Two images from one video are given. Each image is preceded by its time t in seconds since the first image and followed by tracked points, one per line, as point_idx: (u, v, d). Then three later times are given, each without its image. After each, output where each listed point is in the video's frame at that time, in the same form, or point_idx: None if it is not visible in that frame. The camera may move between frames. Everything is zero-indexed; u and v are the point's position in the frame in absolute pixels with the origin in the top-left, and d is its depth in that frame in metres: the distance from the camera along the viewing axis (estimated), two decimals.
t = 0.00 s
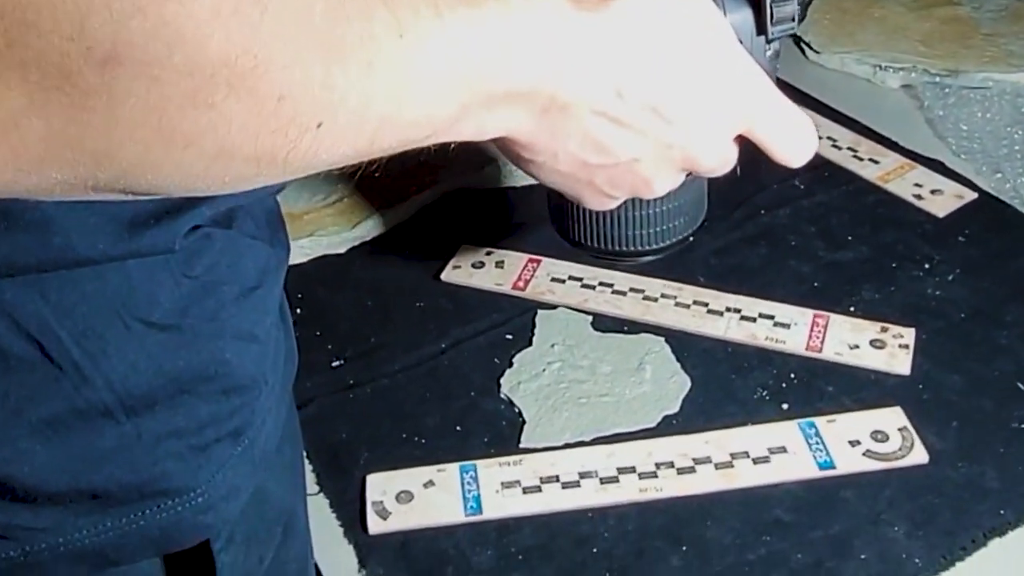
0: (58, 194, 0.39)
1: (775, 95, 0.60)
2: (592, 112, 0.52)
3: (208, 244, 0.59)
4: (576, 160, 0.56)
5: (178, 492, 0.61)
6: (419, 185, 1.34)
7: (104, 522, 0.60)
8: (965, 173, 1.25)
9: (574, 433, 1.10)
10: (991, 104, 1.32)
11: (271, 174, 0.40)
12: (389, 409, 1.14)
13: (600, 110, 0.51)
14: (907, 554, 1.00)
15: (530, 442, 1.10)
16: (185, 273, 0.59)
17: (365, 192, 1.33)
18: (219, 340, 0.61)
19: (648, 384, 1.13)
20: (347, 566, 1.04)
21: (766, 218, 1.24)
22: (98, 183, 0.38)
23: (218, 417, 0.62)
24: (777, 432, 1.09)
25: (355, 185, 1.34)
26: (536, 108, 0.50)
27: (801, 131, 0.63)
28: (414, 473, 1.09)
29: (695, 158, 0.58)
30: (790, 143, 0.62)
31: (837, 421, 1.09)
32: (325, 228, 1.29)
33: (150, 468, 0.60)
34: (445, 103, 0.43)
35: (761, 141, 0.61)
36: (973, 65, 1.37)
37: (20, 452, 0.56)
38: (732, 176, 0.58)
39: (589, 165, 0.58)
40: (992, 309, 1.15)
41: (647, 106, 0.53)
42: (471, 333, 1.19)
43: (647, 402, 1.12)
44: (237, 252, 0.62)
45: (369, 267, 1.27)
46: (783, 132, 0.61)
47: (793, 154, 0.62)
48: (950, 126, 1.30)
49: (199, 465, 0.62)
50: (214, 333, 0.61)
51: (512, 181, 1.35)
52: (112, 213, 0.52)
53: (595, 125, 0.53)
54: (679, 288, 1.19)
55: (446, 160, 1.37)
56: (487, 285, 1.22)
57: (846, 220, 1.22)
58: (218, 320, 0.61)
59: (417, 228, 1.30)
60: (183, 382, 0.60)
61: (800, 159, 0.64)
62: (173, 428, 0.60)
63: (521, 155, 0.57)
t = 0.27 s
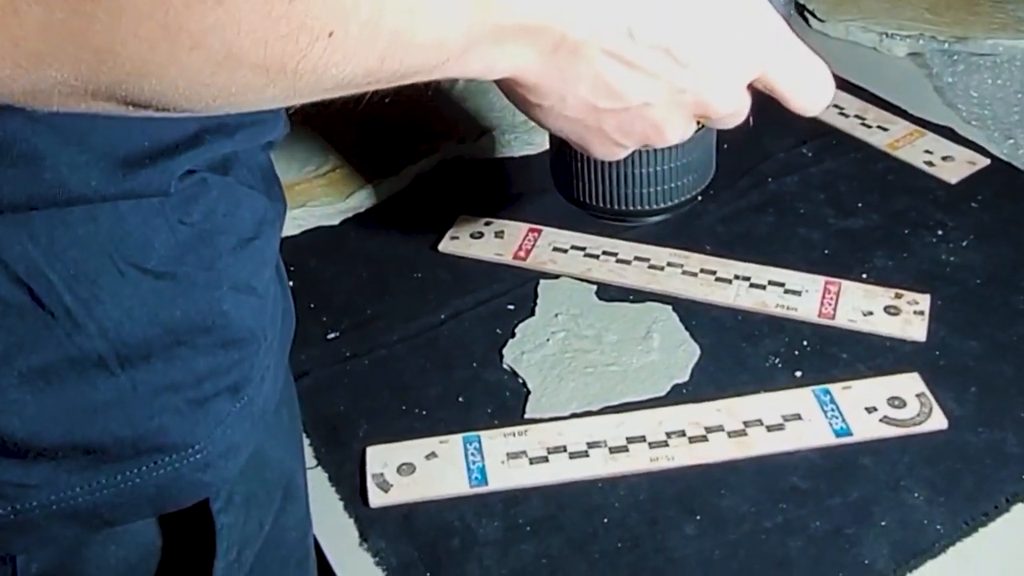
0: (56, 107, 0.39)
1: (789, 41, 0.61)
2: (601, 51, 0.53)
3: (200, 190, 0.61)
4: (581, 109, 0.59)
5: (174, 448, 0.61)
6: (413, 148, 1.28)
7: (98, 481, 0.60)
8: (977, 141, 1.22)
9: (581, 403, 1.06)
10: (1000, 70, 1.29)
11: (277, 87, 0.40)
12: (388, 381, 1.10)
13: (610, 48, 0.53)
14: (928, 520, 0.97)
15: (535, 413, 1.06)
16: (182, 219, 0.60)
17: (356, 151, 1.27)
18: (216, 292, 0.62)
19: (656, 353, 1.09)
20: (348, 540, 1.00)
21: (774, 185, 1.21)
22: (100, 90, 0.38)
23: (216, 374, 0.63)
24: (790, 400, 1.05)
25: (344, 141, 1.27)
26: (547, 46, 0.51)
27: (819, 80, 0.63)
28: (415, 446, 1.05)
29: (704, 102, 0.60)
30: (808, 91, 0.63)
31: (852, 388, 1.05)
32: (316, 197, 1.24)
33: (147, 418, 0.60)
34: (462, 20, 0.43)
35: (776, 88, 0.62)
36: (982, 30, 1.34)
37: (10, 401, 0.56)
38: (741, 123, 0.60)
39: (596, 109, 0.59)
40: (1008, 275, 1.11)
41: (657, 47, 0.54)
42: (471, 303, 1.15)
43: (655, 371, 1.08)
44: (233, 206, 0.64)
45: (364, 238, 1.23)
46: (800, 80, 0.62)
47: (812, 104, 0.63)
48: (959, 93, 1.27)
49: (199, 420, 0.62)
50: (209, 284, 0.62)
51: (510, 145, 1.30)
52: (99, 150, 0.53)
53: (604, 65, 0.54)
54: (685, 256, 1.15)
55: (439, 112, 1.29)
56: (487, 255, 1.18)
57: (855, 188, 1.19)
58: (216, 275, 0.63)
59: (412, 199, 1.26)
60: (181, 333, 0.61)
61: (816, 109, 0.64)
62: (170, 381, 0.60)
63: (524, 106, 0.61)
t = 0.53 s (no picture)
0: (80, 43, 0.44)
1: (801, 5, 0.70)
2: (619, 9, 0.64)
3: (208, 154, 0.58)
4: (595, 87, 0.71)
5: (185, 419, 0.58)
6: (414, 128, 1.23)
7: (106, 452, 0.58)
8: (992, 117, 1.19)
9: (593, 384, 1.03)
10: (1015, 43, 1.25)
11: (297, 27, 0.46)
12: (394, 362, 1.06)
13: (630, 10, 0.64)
14: (952, 498, 0.95)
15: (547, 394, 1.03)
16: (190, 182, 0.57)
17: (356, 135, 1.22)
18: (226, 257, 0.59)
19: (669, 332, 1.06)
20: (356, 526, 0.96)
21: (785, 163, 1.18)
22: (124, 24, 0.43)
23: (227, 342, 0.60)
24: (808, 378, 1.03)
25: (345, 125, 1.23)
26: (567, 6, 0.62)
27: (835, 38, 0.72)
28: (422, 427, 1.01)
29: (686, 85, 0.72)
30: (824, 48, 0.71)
31: (871, 365, 1.03)
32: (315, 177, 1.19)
33: (155, 388, 0.57)
34: None
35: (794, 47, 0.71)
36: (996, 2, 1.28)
37: (16, 367, 0.54)
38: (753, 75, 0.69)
39: (613, 72, 0.69)
40: None
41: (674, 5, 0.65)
42: (477, 284, 1.11)
43: (669, 350, 1.05)
44: (242, 170, 0.61)
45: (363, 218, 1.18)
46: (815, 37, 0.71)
47: (831, 62, 0.72)
48: (972, 70, 1.25)
49: (209, 390, 0.59)
50: (220, 250, 0.59)
51: (514, 124, 1.24)
52: (105, 106, 0.52)
53: (621, 24, 0.65)
54: (696, 235, 1.13)
55: (444, 94, 1.25)
56: (492, 235, 1.14)
57: (869, 164, 1.17)
58: (225, 240, 0.59)
59: (414, 180, 1.21)
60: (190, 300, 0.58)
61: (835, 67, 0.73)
62: (179, 350, 0.58)
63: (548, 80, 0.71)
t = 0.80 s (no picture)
0: None
1: None
2: None
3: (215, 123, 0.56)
4: (612, 62, 0.68)
5: (190, 397, 0.58)
6: (416, 112, 1.18)
7: (110, 430, 0.57)
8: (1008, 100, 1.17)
9: (604, 371, 1.00)
10: None
11: None
12: (397, 349, 1.02)
13: None
14: (975, 485, 0.92)
15: (557, 381, 1.00)
16: (195, 152, 0.56)
17: (355, 118, 1.18)
18: (233, 230, 0.57)
19: (682, 318, 1.03)
20: (362, 517, 0.93)
21: (797, 147, 1.15)
22: None
23: (234, 319, 0.58)
24: (825, 365, 1.00)
25: (341, 112, 1.18)
26: None
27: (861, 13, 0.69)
28: (427, 416, 0.97)
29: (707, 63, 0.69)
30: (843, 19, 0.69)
31: (890, 351, 1.00)
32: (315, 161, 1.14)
33: (158, 365, 0.56)
34: None
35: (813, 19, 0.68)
36: None
37: (18, 340, 0.54)
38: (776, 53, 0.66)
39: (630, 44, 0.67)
40: None
41: None
42: (484, 271, 1.07)
43: (682, 337, 1.02)
44: (249, 141, 0.59)
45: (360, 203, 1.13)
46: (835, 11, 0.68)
47: (852, 38, 0.69)
48: (988, 53, 1.22)
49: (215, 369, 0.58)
50: (227, 223, 0.57)
51: (519, 108, 1.20)
52: (110, 70, 0.51)
53: None
54: (707, 220, 1.10)
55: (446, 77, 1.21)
56: (497, 221, 1.10)
57: (883, 148, 1.14)
58: (233, 213, 0.58)
59: (416, 165, 1.15)
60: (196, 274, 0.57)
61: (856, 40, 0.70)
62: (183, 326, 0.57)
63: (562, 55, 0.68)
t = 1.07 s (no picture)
0: None
1: None
2: None
3: (203, 105, 0.55)
4: (617, 39, 0.73)
5: (179, 388, 0.55)
6: (408, 103, 1.15)
7: (97, 424, 0.55)
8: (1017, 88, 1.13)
9: (605, 367, 0.97)
10: None
11: None
12: (391, 346, 0.98)
13: None
14: (988, 482, 0.90)
15: (556, 377, 0.97)
16: (182, 134, 0.54)
17: (346, 113, 1.15)
18: (224, 214, 0.55)
19: (685, 312, 1.00)
20: (357, 518, 0.89)
21: (802, 137, 1.12)
22: None
23: (226, 309, 0.56)
24: (832, 360, 0.97)
25: (333, 104, 1.15)
26: None
27: None
28: (423, 413, 0.94)
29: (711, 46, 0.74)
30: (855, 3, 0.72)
31: (899, 345, 0.98)
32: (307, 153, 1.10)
33: (146, 356, 0.54)
34: None
35: None
36: None
37: None
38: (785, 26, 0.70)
39: (636, 22, 0.72)
40: None
41: None
42: (480, 265, 1.03)
43: (684, 331, 0.99)
44: (238, 123, 0.57)
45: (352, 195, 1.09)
46: None
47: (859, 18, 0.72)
48: (995, 41, 1.18)
49: (205, 360, 0.56)
50: (217, 208, 0.55)
51: (515, 98, 1.16)
52: (96, 47, 0.50)
53: None
54: (710, 212, 1.06)
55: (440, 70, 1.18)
56: (494, 214, 1.06)
57: (889, 138, 1.11)
58: (225, 198, 0.56)
59: (409, 156, 1.12)
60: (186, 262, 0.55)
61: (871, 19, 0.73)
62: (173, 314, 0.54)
63: (567, 35, 0.73)
